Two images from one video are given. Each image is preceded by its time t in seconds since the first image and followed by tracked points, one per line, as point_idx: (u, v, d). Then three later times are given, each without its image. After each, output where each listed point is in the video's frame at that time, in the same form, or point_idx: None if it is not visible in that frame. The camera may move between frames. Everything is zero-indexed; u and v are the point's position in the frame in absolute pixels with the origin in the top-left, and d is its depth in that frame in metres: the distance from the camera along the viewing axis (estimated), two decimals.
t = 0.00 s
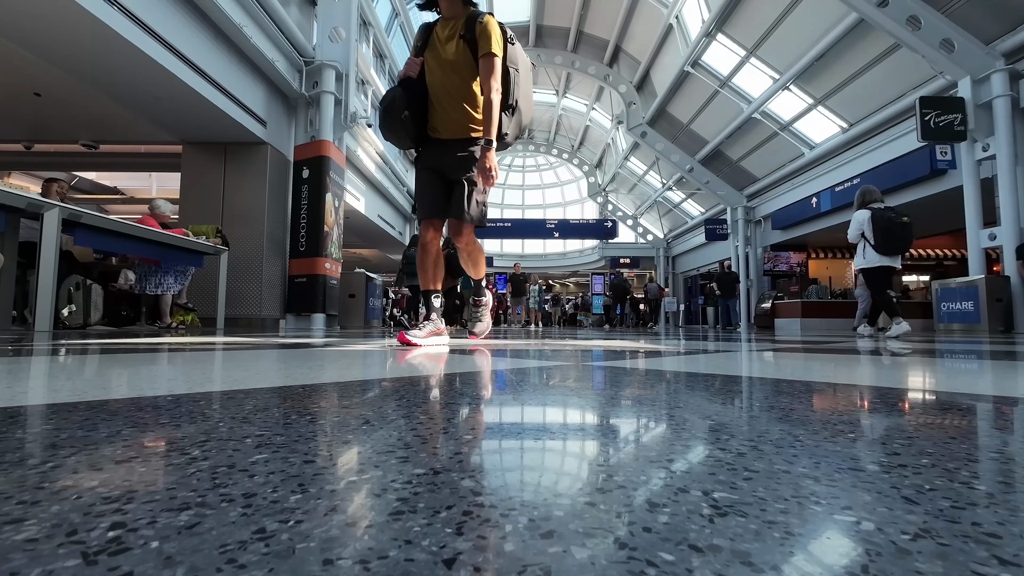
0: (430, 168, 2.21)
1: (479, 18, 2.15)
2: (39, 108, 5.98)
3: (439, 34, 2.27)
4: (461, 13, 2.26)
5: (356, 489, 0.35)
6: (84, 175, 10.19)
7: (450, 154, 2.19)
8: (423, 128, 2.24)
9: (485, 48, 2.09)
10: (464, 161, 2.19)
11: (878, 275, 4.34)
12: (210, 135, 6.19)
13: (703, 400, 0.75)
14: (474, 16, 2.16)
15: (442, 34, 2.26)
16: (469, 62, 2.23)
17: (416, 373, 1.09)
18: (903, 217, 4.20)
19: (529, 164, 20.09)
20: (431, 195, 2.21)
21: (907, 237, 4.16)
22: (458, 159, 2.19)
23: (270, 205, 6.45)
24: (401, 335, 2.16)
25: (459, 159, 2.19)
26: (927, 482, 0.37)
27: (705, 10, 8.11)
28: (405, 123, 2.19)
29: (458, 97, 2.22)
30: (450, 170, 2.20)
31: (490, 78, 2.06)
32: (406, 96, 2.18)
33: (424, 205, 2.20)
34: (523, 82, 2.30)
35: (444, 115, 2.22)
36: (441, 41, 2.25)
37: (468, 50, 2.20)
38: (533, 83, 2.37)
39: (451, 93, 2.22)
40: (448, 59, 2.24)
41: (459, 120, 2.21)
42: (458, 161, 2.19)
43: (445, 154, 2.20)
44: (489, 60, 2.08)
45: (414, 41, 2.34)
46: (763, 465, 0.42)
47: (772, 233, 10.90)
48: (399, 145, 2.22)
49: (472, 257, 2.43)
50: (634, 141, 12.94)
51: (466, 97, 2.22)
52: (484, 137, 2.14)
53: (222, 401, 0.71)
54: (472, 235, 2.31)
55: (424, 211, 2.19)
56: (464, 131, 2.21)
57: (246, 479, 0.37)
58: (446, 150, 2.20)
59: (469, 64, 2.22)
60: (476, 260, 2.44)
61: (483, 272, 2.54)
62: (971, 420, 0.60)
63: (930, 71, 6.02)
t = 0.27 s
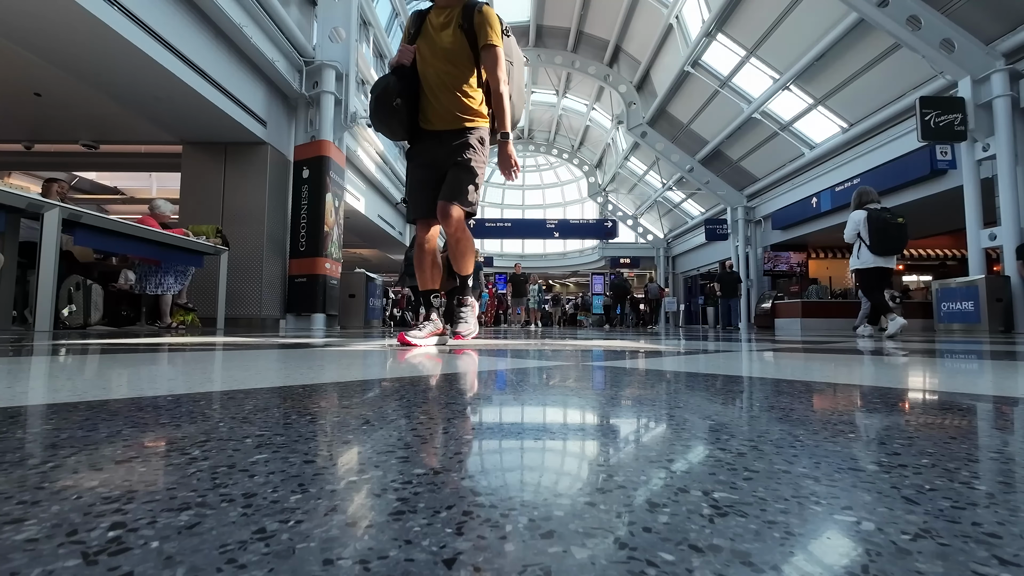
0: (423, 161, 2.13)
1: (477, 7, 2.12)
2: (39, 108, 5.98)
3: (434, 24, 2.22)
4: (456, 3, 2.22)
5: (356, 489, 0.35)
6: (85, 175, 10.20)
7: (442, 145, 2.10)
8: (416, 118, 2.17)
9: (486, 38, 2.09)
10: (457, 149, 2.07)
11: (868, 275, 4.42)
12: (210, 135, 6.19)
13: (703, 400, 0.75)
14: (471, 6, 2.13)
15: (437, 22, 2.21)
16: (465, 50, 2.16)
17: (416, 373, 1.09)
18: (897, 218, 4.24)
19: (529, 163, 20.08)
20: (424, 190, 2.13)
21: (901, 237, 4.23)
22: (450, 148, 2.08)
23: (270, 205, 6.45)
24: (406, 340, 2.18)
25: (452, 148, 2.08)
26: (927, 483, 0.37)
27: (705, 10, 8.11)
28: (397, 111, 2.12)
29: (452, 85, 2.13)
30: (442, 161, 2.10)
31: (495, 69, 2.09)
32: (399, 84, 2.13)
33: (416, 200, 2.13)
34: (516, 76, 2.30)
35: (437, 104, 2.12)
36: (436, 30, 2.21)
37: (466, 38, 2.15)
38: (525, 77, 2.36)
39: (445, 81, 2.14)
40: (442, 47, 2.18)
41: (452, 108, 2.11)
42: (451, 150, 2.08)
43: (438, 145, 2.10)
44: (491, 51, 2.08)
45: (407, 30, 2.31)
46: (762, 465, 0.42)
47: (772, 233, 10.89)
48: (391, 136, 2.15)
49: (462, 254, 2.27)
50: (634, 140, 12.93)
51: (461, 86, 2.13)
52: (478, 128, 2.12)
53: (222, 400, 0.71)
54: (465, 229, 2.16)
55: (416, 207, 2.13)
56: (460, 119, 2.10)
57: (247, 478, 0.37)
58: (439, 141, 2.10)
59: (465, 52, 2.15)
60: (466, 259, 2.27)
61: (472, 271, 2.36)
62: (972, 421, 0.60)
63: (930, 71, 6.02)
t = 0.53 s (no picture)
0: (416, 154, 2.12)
1: None
2: (39, 108, 5.98)
3: (429, 12, 2.17)
4: None
5: (356, 489, 0.35)
6: (85, 175, 10.20)
7: (435, 137, 2.09)
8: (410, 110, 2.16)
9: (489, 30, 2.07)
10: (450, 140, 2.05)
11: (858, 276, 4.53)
12: (210, 135, 6.19)
13: (703, 400, 0.75)
14: None
15: (431, 9, 2.16)
16: (463, 41, 2.13)
17: (415, 373, 1.09)
18: (893, 218, 4.34)
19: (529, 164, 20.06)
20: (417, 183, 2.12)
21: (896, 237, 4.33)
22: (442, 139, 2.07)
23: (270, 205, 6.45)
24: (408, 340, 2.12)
25: (445, 139, 2.07)
26: (927, 483, 0.37)
27: (705, 10, 8.11)
28: (393, 104, 2.09)
29: (447, 75, 2.11)
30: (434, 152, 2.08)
31: (505, 64, 2.09)
32: (394, 76, 2.10)
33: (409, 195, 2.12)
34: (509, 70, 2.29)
35: (431, 95, 2.11)
36: (431, 19, 2.15)
37: (463, 28, 2.11)
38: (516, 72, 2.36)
39: (439, 72, 2.12)
40: (437, 37, 2.14)
41: (447, 99, 2.08)
42: (444, 141, 2.07)
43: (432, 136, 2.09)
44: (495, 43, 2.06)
45: (399, 20, 2.29)
46: (763, 465, 0.42)
47: (772, 233, 10.88)
48: (384, 128, 2.13)
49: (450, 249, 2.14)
50: (634, 140, 12.92)
51: (456, 77, 2.11)
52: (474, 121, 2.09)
53: (222, 401, 0.71)
54: (458, 219, 2.06)
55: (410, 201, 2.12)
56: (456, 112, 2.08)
57: (247, 478, 0.37)
58: (432, 132, 2.09)
59: (460, 42, 2.11)
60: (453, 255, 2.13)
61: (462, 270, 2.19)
62: (972, 421, 0.60)
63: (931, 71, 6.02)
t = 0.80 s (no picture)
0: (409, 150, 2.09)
1: None
2: (38, 108, 5.97)
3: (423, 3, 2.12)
4: None
5: (356, 490, 0.35)
6: (85, 175, 10.20)
7: (430, 133, 2.05)
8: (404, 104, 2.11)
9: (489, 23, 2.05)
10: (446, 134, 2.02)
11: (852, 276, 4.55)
12: (210, 135, 6.19)
13: (703, 400, 0.75)
14: None
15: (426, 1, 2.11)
16: (460, 33, 2.09)
17: (416, 373, 1.09)
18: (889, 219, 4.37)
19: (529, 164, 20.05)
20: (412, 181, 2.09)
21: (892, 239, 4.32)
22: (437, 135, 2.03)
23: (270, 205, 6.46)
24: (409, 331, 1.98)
25: (439, 133, 2.03)
26: (928, 482, 0.37)
27: (705, 10, 8.11)
28: (391, 100, 2.05)
29: (443, 70, 2.07)
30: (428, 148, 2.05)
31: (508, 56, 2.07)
32: (390, 70, 2.05)
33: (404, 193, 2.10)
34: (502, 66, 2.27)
35: (425, 89, 2.07)
36: (426, 10, 2.11)
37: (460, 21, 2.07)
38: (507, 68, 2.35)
39: (435, 66, 2.07)
40: (432, 29, 2.09)
41: (442, 93, 2.05)
42: (438, 136, 2.03)
43: (426, 132, 2.05)
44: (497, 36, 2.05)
45: (392, 11, 2.23)
46: (764, 465, 0.42)
47: (772, 233, 10.88)
48: (377, 123, 2.08)
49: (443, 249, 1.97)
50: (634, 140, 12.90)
51: (453, 71, 2.07)
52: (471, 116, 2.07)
53: (222, 401, 0.71)
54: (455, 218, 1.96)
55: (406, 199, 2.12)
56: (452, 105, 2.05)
57: (247, 479, 0.37)
58: (427, 128, 2.06)
59: (457, 36, 2.08)
60: (445, 256, 1.96)
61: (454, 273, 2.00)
62: (973, 421, 0.60)
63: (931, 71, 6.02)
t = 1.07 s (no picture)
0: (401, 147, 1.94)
1: None
2: (38, 108, 5.97)
3: None
4: None
5: (357, 488, 0.35)
6: (85, 175, 10.19)
7: (422, 130, 1.89)
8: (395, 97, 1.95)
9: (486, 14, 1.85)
10: (438, 133, 1.86)
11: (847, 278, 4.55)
12: (210, 135, 6.19)
13: (703, 400, 0.75)
14: None
15: None
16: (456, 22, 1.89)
17: (415, 373, 1.10)
18: (885, 220, 4.41)
19: (529, 164, 20.06)
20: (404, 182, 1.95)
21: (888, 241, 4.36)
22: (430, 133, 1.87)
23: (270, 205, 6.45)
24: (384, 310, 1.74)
25: (431, 132, 1.87)
26: (927, 482, 0.37)
27: (705, 10, 8.12)
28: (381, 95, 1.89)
29: (438, 62, 1.89)
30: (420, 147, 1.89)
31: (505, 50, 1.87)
32: (381, 62, 1.88)
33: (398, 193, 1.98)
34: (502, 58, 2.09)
35: (417, 83, 1.89)
36: None
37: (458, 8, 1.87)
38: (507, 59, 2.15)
39: (430, 57, 1.90)
40: (426, 17, 1.90)
41: (435, 89, 1.88)
42: (431, 135, 1.88)
43: (417, 129, 1.89)
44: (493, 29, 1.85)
45: None
46: (763, 465, 0.42)
47: (772, 233, 10.87)
48: (367, 118, 1.92)
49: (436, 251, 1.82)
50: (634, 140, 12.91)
51: (450, 64, 1.90)
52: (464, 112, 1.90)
53: (223, 401, 0.71)
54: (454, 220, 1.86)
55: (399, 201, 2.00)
56: (445, 101, 1.88)
57: (247, 479, 0.37)
58: (418, 124, 1.90)
59: (454, 25, 1.89)
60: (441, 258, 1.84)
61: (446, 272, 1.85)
62: (973, 421, 0.60)
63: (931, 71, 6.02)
